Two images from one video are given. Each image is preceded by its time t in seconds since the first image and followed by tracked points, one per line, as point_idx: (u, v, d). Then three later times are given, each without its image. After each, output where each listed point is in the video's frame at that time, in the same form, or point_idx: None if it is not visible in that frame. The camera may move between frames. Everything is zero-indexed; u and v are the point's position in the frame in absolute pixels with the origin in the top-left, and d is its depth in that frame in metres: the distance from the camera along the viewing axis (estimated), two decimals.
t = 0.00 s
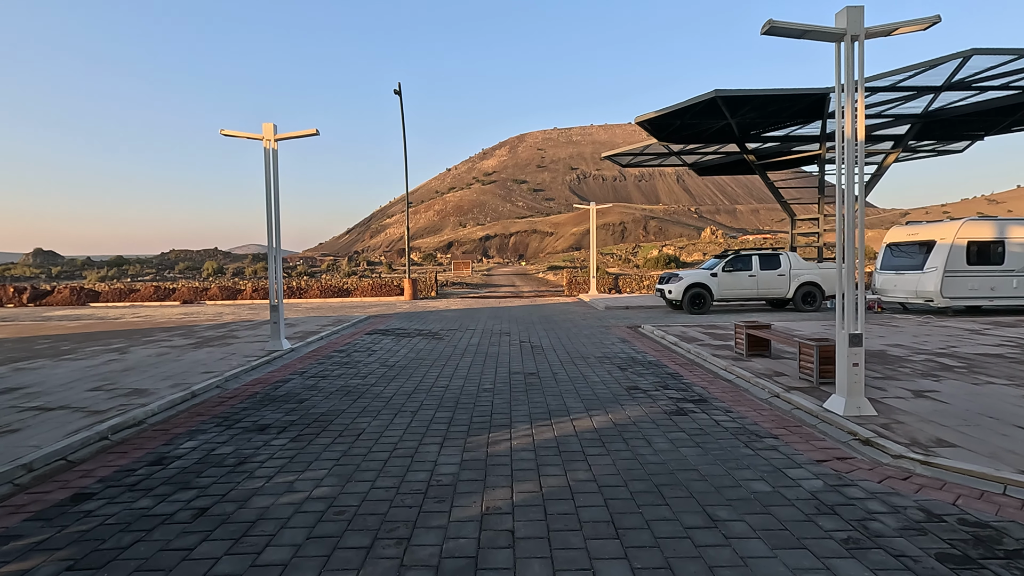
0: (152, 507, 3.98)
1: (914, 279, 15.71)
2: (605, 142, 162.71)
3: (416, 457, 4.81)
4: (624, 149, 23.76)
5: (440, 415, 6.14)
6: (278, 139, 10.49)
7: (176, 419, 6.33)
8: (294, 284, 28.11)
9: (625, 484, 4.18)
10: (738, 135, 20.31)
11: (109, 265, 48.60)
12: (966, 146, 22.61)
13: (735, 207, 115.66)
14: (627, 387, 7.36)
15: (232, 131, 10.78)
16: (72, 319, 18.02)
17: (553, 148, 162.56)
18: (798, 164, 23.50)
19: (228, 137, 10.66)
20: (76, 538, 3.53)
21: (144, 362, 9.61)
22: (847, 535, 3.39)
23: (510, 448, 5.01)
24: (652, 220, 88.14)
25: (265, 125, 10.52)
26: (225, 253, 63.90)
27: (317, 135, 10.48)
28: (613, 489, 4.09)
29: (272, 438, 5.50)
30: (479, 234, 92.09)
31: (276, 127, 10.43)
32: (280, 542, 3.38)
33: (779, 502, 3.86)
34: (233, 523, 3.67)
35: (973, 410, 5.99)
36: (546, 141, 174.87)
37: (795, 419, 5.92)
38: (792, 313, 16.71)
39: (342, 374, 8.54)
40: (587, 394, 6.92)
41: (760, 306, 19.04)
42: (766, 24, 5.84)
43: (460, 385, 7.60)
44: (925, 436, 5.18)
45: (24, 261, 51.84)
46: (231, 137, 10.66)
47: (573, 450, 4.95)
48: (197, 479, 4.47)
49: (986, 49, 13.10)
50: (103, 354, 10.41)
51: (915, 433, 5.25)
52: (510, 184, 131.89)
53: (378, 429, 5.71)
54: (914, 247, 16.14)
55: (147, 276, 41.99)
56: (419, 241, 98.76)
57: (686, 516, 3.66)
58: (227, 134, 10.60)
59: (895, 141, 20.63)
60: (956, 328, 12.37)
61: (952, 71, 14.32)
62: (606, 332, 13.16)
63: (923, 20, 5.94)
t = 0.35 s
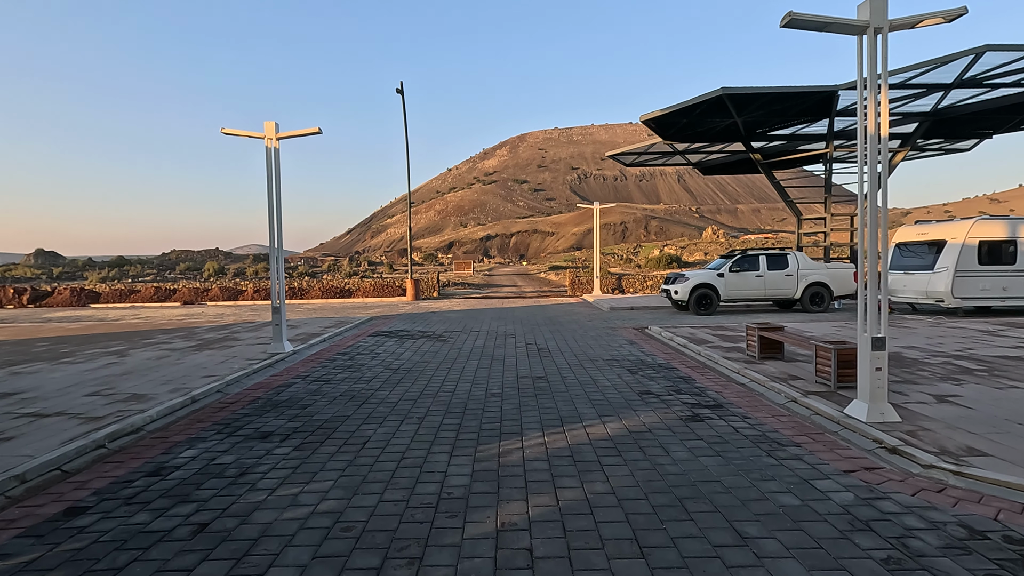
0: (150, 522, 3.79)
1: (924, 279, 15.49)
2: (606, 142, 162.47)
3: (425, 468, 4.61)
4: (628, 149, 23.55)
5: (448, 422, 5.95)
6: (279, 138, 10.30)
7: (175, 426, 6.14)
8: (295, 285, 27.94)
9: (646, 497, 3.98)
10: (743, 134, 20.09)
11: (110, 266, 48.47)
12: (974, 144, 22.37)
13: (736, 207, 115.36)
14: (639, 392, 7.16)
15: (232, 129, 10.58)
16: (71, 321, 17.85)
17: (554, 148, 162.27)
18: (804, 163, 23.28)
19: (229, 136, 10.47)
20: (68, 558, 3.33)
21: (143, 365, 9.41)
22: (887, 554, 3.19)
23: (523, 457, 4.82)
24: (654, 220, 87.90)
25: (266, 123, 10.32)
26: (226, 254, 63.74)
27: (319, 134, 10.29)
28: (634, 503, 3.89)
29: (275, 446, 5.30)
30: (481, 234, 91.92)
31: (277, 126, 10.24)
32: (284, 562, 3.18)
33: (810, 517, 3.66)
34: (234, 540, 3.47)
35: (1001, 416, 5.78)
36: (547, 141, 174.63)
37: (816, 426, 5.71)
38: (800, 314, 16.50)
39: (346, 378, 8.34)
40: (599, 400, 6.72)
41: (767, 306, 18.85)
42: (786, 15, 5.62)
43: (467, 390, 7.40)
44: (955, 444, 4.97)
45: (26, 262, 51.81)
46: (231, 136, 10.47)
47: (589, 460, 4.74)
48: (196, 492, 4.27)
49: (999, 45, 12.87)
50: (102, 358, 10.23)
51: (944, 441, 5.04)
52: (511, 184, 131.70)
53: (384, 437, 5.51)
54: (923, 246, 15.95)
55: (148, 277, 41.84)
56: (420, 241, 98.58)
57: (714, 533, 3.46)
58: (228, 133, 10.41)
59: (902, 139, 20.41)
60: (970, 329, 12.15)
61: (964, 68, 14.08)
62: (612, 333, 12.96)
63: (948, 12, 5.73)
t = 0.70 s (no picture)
0: (142, 533, 3.61)
1: (935, 279, 15.25)
2: (608, 141, 162.10)
3: (430, 474, 4.43)
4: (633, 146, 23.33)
5: (454, 425, 5.76)
6: (280, 134, 10.12)
7: (173, 429, 5.97)
8: (298, 284, 27.80)
9: (662, 507, 3.79)
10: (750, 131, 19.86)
11: (113, 265, 48.37)
12: (983, 142, 22.11)
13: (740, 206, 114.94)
14: (649, 394, 6.97)
15: (233, 125, 10.40)
16: (72, 320, 17.72)
17: (556, 147, 161.95)
18: (811, 161, 23.05)
19: (230, 133, 10.30)
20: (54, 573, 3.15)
21: (142, 366, 9.24)
22: (923, 571, 2.99)
23: (532, 463, 4.63)
24: (657, 219, 87.56)
25: (267, 120, 10.14)
26: (229, 253, 63.65)
27: (321, 130, 10.11)
28: (651, 514, 3.70)
29: (275, 451, 5.12)
30: (483, 233, 91.72)
31: (279, 122, 10.05)
32: None
33: (837, 530, 3.46)
34: (230, 553, 3.29)
35: None
36: (550, 140, 174.35)
37: (835, 431, 5.51)
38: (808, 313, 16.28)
39: (348, 379, 8.16)
40: (608, 403, 6.52)
41: (774, 306, 18.62)
42: (804, 4, 5.41)
43: (472, 391, 7.22)
44: (982, 451, 4.76)
45: (29, 261, 51.82)
46: (232, 132, 10.29)
47: (601, 467, 4.54)
48: (192, 500, 4.10)
49: (1014, 40, 12.61)
50: (102, 358, 10.07)
51: (970, 448, 4.83)
52: (514, 183, 131.41)
53: (387, 441, 5.33)
54: (933, 246, 15.73)
55: (151, 276, 41.73)
56: (423, 241, 98.42)
57: (736, 546, 3.27)
58: (229, 129, 10.24)
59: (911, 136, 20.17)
60: (983, 329, 11.92)
61: (977, 64, 13.83)
62: (619, 333, 12.76)
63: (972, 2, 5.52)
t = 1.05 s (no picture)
0: (119, 553, 3.36)
1: (945, 279, 14.97)
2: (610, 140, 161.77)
3: (428, 487, 4.18)
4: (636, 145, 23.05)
5: (454, 432, 5.52)
6: (277, 131, 9.88)
7: (162, 436, 5.73)
8: (298, 284, 27.56)
9: (677, 524, 3.53)
10: (755, 129, 19.58)
11: (113, 265, 48.12)
12: (991, 140, 21.81)
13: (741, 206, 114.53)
14: (657, 399, 6.72)
15: (228, 122, 10.15)
16: (68, 321, 17.48)
17: (557, 146, 161.69)
18: (816, 160, 22.77)
19: (226, 129, 10.06)
20: None
21: (135, 368, 9.00)
22: None
23: (536, 474, 4.39)
24: (659, 219, 87.19)
25: (263, 116, 9.89)
26: (230, 252, 63.50)
27: (319, 126, 9.88)
28: (665, 532, 3.44)
29: (266, 460, 4.87)
30: (484, 233, 91.55)
31: (275, 119, 9.81)
32: None
33: (868, 550, 3.20)
34: None
35: None
36: (551, 139, 174.04)
37: (854, 439, 5.25)
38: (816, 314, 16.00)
39: (346, 383, 7.91)
40: (615, 408, 6.27)
41: (780, 306, 18.34)
42: None
43: (474, 396, 6.98)
44: (1013, 461, 4.50)
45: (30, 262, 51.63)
46: (228, 129, 10.05)
47: (609, 478, 4.28)
48: (175, 515, 3.85)
49: None
50: (94, 360, 9.82)
51: (1000, 457, 4.57)
52: (515, 183, 131.11)
53: (384, 449, 5.08)
54: (944, 245, 15.48)
55: (151, 276, 41.50)
56: (424, 241, 98.11)
57: (759, 569, 3.01)
58: (224, 126, 10.00)
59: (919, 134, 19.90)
60: (997, 330, 11.63)
61: (989, 59, 13.54)
62: (623, 335, 12.50)
63: None
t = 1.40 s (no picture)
0: None
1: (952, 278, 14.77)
2: (608, 140, 161.69)
3: (428, 503, 3.96)
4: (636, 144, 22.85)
5: (455, 441, 5.29)
6: (272, 129, 9.65)
7: (151, 446, 5.50)
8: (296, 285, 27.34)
9: (694, 544, 3.31)
10: (757, 127, 19.37)
11: (111, 266, 47.90)
12: (995, 138, 21.61)
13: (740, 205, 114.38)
14: (665, 404, 6.50)
15: (222, 120, 9.92)
16: (63, 323, 17.25)
17: (556, 146, 161.57)
18: (819, 158, 22.59)
19: (220, 128, 9.83)
20: None
21: (127, 373, 8.76)
22: None
23: (542, 488, 4.17)
24: (658, 218, 87.03)
25: (258, 114, 9.66)
26: (229, 254, 63.25)
27: (315, 125, 9.66)
28: (681, 553, 3.22)
29: (258, 473, 4.64)
30: (483, 233, 91.37)
31: (270, 117, 9.59)
32: None
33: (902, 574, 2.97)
34: None
35: None
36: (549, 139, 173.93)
37: (872, 447, 5.03)
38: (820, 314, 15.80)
39: (343, 388, 7.67)
40: (622, 415, 6.05)
41: (783, 306, 18.13)
42: None
43: (475, 402, 6.75)
44: None
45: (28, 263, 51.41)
46: (222, 127, 9.82)
47: (619, 492, 4.06)
48: (160, 534, 3.63)
49: None
50: (85, 364, 9.59)
51: None
52: (514, 183, 130.91)
53: (382, 460, 4.86)
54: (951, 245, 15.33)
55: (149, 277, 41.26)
56: (423, 241, 97.89)
57: None
58: (218, 124, 9.77)
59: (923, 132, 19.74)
60: (1006, 330, 11.43)
61: (996, 55, 13.34)
62: (626, 336, 12.28)
63: None
